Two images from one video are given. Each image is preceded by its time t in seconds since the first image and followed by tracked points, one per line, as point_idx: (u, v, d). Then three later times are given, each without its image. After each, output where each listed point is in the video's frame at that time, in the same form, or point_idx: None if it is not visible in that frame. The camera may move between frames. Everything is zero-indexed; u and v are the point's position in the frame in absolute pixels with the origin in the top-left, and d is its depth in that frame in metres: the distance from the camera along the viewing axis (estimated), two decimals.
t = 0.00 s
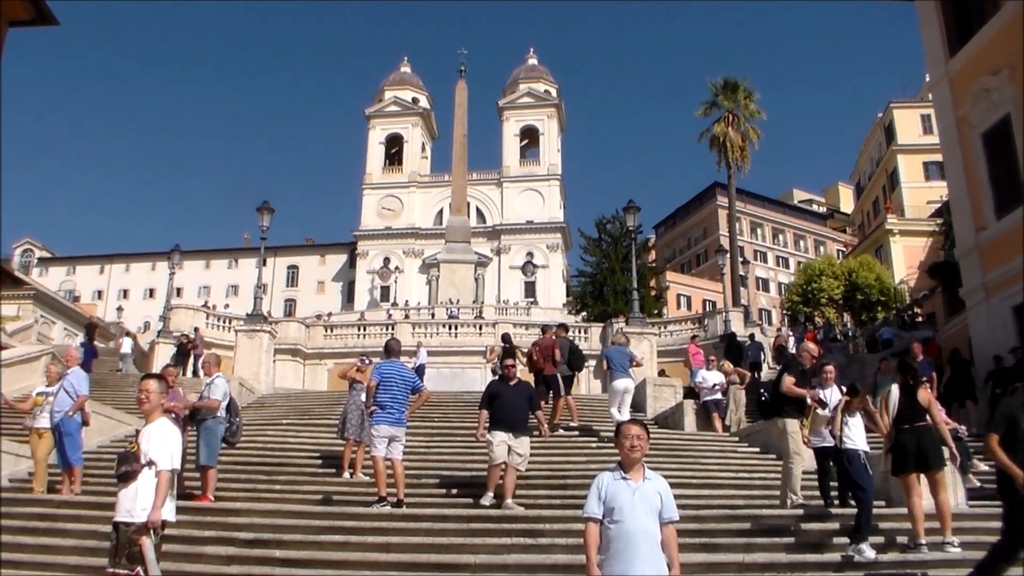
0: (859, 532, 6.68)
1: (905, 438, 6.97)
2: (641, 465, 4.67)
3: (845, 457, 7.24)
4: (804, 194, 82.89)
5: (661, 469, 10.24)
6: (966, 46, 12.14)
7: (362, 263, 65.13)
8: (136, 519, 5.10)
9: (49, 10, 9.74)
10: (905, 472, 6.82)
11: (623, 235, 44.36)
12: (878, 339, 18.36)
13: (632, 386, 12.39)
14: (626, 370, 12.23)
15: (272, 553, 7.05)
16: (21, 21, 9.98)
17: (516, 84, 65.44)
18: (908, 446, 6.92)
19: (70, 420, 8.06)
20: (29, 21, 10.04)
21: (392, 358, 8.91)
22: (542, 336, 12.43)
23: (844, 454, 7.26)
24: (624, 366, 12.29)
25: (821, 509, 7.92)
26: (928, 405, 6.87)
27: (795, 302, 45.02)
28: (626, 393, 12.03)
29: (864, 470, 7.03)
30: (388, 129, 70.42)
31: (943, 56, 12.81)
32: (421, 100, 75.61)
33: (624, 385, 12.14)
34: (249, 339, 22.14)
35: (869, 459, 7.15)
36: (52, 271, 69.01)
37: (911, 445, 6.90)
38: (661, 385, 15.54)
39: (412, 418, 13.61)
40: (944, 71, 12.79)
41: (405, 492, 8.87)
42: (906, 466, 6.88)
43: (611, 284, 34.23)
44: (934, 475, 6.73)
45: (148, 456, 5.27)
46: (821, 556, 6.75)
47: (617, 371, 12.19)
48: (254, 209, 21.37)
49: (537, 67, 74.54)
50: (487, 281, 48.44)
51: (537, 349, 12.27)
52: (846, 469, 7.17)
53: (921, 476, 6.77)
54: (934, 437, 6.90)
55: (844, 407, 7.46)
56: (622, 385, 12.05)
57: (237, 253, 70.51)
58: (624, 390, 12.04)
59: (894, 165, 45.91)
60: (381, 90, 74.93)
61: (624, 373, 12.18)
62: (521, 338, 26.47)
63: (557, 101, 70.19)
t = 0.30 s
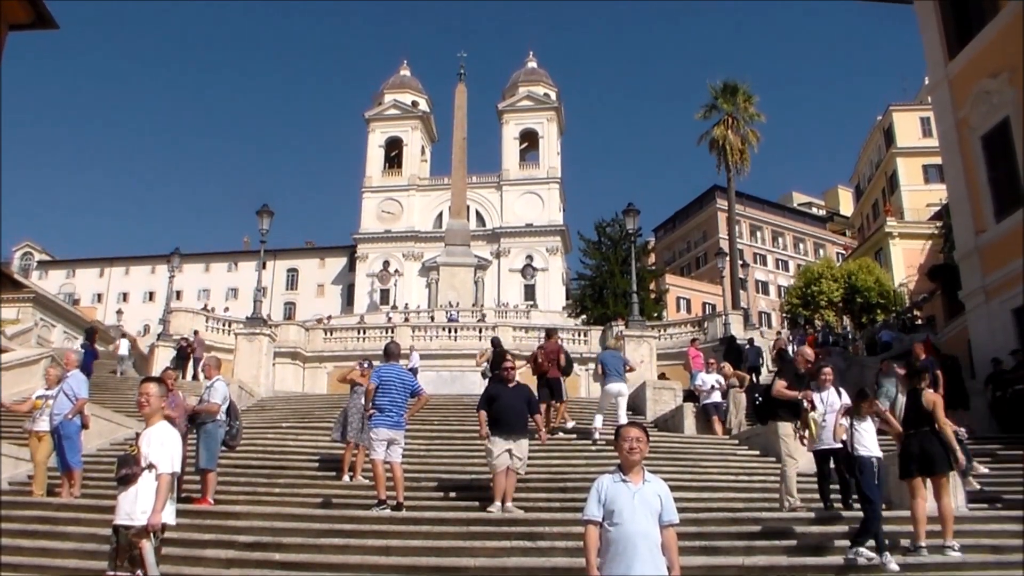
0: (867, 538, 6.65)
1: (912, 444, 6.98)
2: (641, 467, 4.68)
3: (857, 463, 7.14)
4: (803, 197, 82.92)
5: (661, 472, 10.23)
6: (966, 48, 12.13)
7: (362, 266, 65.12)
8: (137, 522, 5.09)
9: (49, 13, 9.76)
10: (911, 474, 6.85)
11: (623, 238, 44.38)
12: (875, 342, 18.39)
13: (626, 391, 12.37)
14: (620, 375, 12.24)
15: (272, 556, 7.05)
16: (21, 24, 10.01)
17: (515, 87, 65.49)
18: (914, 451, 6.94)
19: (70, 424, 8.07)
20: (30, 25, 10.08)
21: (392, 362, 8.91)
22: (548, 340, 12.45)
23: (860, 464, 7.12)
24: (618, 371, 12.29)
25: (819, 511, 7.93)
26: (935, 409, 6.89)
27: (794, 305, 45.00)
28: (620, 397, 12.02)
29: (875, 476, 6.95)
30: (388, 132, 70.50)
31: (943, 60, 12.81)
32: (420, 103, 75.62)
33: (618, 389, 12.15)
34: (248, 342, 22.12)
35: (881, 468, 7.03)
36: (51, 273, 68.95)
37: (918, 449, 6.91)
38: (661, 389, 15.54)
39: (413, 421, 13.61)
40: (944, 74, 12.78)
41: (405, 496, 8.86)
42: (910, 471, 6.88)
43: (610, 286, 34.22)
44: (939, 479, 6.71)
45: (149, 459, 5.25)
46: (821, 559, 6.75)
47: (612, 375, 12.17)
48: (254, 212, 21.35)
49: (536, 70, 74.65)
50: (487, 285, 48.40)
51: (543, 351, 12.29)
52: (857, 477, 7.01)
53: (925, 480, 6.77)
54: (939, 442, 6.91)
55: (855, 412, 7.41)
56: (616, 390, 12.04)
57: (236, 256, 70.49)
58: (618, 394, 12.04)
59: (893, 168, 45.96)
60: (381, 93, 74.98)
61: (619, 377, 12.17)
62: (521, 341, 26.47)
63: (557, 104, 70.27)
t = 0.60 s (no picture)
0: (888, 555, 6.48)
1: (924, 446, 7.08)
2: (641, 469, 4.68)
3: (872, 473, 7.01)
4: (804, 200, 82.90)
5: (661, 475, 10.23)
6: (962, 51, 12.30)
7: (362, 269, 65.10)
8: (136, 526, 5.09)
9: (49, 15, 9.79)
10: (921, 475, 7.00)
11: (623, 241, 44.42)
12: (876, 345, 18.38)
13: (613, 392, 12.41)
14: (607, 375, 12.27)
15: (272, 559, 7.04)
16: (20, 26, 10.04)
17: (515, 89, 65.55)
18: (925, 453, 7.06)
19: (70, 426, 8.06)
20: (30, 28, 10.13)
21: (391, 365, 8.90)
22: (552, 337, 12.44)
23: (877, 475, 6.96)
24: (605, 371, 12.31)
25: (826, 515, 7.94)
26: (946, 412, 7.03)
27: (795, 308, 44.94)
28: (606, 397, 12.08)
29: (896, 486, 6.88)
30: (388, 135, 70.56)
31: (942, 63, 13.00)
32: (420, 106, 75.70)
33: (604, 389, 12.19)
34: (248, 345, 22.15)
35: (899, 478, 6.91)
36: (52, 276, 69.00)
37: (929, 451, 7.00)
38: (662, 391, 15.50)
39: (412, 424, 13.61)
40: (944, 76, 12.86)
41: (404, 499, 8.84)
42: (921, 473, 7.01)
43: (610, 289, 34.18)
44: (948, 482, 6.76)
45: (148, 461, 5.24)
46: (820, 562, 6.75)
47: (599, 375, 12.21)
48: (254, 214, 21.36)
49: (536, 73, 74.75)
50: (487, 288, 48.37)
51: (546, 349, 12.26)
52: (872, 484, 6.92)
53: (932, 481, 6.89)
54: (948, 445, 6.98)
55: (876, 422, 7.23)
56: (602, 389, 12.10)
57: (236, 258, 70.52)
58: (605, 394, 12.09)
59: (893, 171, 46.00)
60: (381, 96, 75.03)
61: (605, 377, 12.22)
62: (522, 343, 26.49)
63: (557, 107, 70.35)
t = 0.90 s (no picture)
0: (893, 557, 6.32)
1: (934, 449, 6.92)
2: (641, 470, 4.67)
3: (890, 485, 6.55)
4: (803, 202, 82.89)
5: (661, 476, 10.23)
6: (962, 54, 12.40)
7: (362, 270, 65.06)
8: (137, 527, 5.09)
9: (49, 18, 9.80)
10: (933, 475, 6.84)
11: (623, 242, 44.44)
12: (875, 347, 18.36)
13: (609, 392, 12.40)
14: (603, 374, 12.29)
15: (272, 561, 7.04)
16: (20, 29, 10.06)
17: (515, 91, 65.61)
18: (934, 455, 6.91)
19: (70, 426, 8.10)
20: (31, 30, 10.15)
21: (390, 366, 8.91)
22: (553, 339, 12.43)
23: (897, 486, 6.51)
24: (601, 370, 12.32)
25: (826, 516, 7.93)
26: (958, 415, 6.90)
27: (795, 310, 44.93)
28: (602, 396, 12.09)
29: (915, 498, 6.44)
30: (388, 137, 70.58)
31: (943, 65, 13.14)
32: (420, 108, 75.74)
33: (600, 388, 12.19)
34: (248, 346, 22.13)
35: (919, 490, 6.47)
36: (51, 277, 68.99)
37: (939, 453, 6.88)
38: (665, 391, 15.48)
39: (412, 425, 13.60)
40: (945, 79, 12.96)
41: (404, 500, 8.84)
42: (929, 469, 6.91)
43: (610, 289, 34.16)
44: (955, 484, 6.73)
45: (149, 463, 5.24)
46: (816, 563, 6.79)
47: (594, 374, 12.22)
48: (254, 216, 21.36)
49: (536, 74, 74.78)
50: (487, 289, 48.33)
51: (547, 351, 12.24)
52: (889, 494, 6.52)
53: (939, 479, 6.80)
54: (960, 448, 6.88)
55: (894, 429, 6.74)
56: (598, 389, 12.13)
57: (236, 260, 70.50)
58: (601, 393, 12.12)
59: (893, 173, 46.03)
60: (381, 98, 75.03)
61: (601, 375, 12.25)
62: (521, 345, 26.52)
63: (557, 109, 70.39)
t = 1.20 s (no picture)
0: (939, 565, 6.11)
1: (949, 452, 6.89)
2: (641, 471, 4.67)
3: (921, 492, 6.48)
4: (803, 202, 82.87)
5: (661, 476, 10.23)
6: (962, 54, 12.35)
7: (362, 271, 65.05)
8: (136, 528, 5.08)
9: (49, 19, 9.81)
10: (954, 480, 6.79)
11: (622, 243, 44.44)
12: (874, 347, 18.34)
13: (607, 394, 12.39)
14: (601, 376, 12.27)
15: (271, 562, 7.04)
16: (21, 30, 10.07)
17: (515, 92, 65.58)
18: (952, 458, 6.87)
19: (71, 426, 8.09)
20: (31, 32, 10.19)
21: (392, 368, 8.91)
22: (550, 338, 12.43)
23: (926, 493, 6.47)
24: (599, 373, 12.30)
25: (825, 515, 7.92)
26: (975, 419, 6.90)
27: (794, 310, 44.93)
28: (600, 399, 12.06)
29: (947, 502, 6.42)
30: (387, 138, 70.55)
31: (942, 66, 13.13)
32: (420, 108, 75.73)
33: (597, 391, 12.14)
34: (248, 347, 22.13)
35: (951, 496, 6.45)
36: (51, 278, 68.97)
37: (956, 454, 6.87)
38: (663, 392, 15.48)
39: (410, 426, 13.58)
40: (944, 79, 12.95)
41: (404, 502, 8.84)
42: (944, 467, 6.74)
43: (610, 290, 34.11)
44: (967, 486, 6.75)
45: (149, 463, 5.24)
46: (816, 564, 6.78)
47: (592, 376, 12.20)
48: (254, 217, 21.35)
49: (536, 75, 74.74)
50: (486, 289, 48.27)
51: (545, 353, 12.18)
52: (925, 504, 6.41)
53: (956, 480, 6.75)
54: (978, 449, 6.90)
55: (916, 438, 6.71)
56: (596, 391, 12.10)
57: (236, 261, 70.48)
58: (598, 395, 12.09)
59: (892, 173, 46.04)
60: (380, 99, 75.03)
61: (599, 378, 12.22)
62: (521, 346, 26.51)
63: (557, 110, 70.40)
